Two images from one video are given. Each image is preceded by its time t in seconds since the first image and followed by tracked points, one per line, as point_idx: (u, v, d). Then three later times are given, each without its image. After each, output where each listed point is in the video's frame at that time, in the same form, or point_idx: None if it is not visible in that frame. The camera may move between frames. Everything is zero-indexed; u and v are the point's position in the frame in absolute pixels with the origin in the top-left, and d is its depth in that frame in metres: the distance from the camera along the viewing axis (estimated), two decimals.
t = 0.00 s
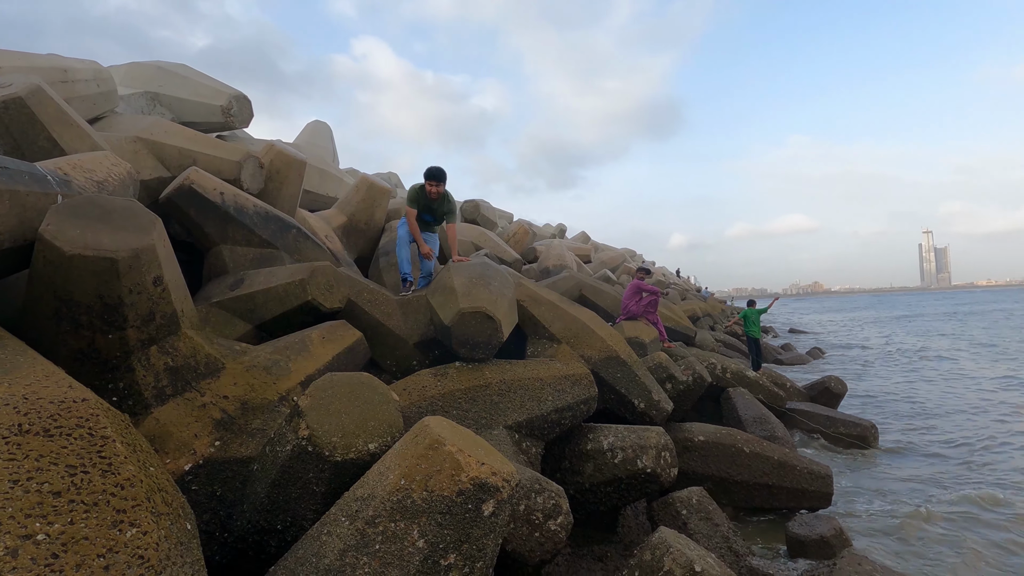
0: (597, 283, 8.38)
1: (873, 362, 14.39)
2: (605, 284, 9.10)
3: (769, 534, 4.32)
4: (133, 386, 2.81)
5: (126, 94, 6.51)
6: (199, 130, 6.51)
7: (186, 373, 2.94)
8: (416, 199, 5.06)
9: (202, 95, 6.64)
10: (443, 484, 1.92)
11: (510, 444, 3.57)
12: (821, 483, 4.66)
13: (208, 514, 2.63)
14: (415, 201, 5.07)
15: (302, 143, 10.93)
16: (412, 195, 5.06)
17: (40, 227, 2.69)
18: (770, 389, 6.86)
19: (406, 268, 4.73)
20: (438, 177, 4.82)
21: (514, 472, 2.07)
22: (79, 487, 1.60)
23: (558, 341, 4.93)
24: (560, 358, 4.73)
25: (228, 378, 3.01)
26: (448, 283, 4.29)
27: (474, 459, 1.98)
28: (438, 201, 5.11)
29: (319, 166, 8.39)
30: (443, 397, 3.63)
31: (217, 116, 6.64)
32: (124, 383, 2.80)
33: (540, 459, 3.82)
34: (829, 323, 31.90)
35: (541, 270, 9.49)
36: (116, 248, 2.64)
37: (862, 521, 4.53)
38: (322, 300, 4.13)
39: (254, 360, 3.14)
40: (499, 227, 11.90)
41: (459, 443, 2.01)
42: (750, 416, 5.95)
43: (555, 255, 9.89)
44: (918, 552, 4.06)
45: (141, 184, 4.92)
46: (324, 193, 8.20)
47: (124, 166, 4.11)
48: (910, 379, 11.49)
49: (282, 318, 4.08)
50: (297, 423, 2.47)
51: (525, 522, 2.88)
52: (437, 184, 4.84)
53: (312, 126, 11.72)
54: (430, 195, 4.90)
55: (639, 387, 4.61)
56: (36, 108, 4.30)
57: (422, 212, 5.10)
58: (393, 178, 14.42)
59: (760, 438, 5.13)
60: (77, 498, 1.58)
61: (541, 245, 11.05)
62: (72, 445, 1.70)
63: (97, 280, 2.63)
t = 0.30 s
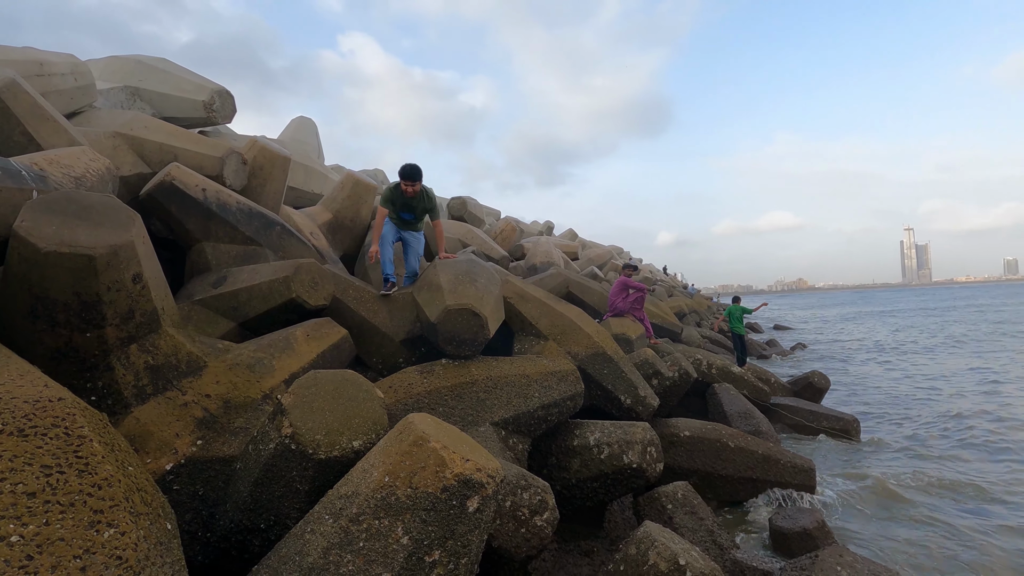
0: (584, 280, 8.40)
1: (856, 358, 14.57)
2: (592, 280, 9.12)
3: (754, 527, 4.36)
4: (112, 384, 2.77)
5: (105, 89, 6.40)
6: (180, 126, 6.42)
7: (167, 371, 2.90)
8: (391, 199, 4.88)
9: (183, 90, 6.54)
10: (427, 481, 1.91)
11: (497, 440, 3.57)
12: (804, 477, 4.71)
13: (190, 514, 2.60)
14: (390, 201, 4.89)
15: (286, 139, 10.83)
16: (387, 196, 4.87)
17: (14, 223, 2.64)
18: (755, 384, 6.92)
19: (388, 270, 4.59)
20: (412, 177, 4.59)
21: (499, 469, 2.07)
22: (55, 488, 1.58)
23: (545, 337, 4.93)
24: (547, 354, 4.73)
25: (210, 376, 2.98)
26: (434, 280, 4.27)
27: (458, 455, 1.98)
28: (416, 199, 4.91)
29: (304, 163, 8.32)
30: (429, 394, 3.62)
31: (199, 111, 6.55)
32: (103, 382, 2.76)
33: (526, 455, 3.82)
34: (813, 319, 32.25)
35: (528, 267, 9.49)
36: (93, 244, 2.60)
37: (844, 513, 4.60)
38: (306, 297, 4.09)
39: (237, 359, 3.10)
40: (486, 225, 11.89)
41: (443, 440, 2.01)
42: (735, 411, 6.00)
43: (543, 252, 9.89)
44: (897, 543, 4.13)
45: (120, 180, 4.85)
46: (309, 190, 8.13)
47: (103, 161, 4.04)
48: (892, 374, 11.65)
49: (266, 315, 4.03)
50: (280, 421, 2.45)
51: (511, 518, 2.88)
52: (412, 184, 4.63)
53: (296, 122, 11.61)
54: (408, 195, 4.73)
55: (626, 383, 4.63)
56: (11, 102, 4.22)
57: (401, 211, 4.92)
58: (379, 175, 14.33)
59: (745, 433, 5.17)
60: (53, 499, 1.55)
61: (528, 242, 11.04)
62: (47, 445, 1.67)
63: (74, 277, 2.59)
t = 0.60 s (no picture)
0: (571, 277, 8.42)
1: (839, 353, 14.76)
2: (579, 277, 9.14)
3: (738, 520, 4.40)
4: (91, 384, 2.72)
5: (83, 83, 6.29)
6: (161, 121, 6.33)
7: (147, 370, 2.87)
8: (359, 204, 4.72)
9: (164, 85, 6.44)
10: (412, 478, 1.90)
11: (483, 437, 3.57)
12: (787, 470, 4.76)
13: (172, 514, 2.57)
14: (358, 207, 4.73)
15: (270, 134, 10.72)
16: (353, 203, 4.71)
17: None
18: (740, 379, 6.99)
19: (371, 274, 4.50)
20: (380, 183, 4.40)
21: (484, 465, 2.07)
22: (31, 489, 1.55)
23: (532, 334, 4.93)
24: (534, 351, 4.73)
25: (193, 375, 2.94)
26: (420, 277, 4.26)
27: (444, 452, 1.97)
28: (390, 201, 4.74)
29: (288, 159, 8.24)
30: (415, 391, 3.61)
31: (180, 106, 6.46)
32: (82, 381, 2.72)
33: (513, 452, 3.83)
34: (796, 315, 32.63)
35: (515, 264, 9.48)
36: (71, 241, 2.57)
37: (825, 507, 4.66)
38: (291, 295, 4.06)
39: (219, 357, 3.07)
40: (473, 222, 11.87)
41: (429, 437, 2.00)
42: (720, 406, 6.06)
43: (530, 250, 9.90)
44: (878, 535, 4.19)
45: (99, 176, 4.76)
46: (293, 186, 8.06)
47: (81, 157, 3.98)
48: (874, 369, 11.82)
49: (250, 313, 3.99)
50: (263, 419, 2.43)
51: (497, 514, 2.88)
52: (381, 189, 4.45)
53: (280, 117, 11.49)
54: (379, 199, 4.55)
55: (612, 379, 4.65)
56: None
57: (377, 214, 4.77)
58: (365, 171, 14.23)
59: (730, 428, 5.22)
60: (28, 500, 1.52)
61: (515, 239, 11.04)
62: (23, 445, 1.63)
63: (51, 275, 2.54)
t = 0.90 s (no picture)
0: (557, 274, 8.43)
1: (821, 349, 14.96)
2: (565, 275, 9.17)
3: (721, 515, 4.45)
4: (68, 383, 2.67)
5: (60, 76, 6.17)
6: (140, 115, 6.22)
7: (126, 369, 2.82)
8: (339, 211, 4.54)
9: (143, 78, 6.33)
10: (396, 476, 1.89)
11: (469, 434, 3.57)
12: (769, 465, 4.82)
13: (153, 513, 2.54)
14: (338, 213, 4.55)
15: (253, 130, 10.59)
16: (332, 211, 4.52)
17: None
18: (723, 375, 7.06)
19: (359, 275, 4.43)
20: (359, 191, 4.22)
21: (469, 461, 2.06)
22: (5, 489, 1.51)
23: (518, 331, 4.93)
24: (520, 348, 4.72)
25: (173, 373, 2.90)
26: (405, 275, 4.25)
27: (428, 449, 1.96)
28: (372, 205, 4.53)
29: (271, 155, 8.15)
30: (400, 389, 3.59)
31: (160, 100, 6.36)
32: (58, 380, 2.67)
33: (498, 449, 3.83)
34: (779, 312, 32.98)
35: (501, 261, 9.48)
36: (46, 237, 2.52)
37: (806, 500, 4.72)
38: (274, 292, 4.02)
39: (201, 355, 3.03)
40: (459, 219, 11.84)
41: (413, 434, 1.99)
42: (704, 402, 6.12)
43: (516, 247, 9.91)
44: (857, 528, 4.26)
45: (76, 171, 4.67)
46: (276, 182, 7.98)
47: (57, 151, 3.90)
48: (855, 365, 11.99)
49: (232, 311, 3.95)
50: (245, 418, 2.40)
51: (482, 511, 2.88)
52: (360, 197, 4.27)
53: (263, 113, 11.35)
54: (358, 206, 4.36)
55: (597, 375, 4.67)
56: None
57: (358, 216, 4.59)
58: (350, 168, 14.12)
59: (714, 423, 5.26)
60: (2, 501, 1.49)
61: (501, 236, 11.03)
62: None
63: (26, 271, 2.49)
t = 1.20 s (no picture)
0: (543, 271, 8.44)
1: (803, 345, 15.15)
2: (551, 272, 9.18)
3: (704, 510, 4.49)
4: (43, 380, 2.62)
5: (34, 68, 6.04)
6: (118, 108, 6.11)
7: (103, 366, 2.77)
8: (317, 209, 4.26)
9: (121, 71, 6.21)
10: (379, 472, 1.88)
11: (454, 430, 3.57)
12: (751, 459, 4.86)
13: (132, 513, 2.49)
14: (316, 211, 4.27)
15: (235, 125, 10.46)
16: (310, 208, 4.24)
17: None
18: (707, 371, 7.12)
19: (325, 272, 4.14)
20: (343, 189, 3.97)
21: (452, 457, 2.06)
22: None
23: (503, 328, 4.93)
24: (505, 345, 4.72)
25: (152, 371, 2.86)
26: (390, 271, 4.23)
27: (411, 444, 1.95)
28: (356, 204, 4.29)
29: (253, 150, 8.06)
30: (385, 385, 3.57)
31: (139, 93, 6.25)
32: (32, 378, 2.60)
33: (483, 445, 3.83)
34: (762, 309, 33.33)
35: (487, 257, 9.47)
36: (20, 232, 2.48)
37: (788, 494, 4.79)
38: (256, 289, 3.97)
39: (181, 352, 2.99)
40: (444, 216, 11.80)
41: (396, 430, 1.97)
42: (688, 398, 6.16)
43: (502, 244, 9.91)
44: (837, 520, 4.32)
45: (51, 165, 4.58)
46: (259, 178, 7.89)
47: (31, 144, 3.82)
48: (836, 361, 12.16)
49: (214, 307, 3.90)
50: (225, 415, 2.37)
51: (467, 507, 2.88)
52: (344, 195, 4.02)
53: (246, 107, 11.22)
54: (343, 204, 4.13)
55: (582, 372, 4.69)
56: None
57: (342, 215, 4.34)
58: (335, 164, 14.01)
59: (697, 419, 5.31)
60: None
61: (487, 233, 11.01)
62: None
63: None
